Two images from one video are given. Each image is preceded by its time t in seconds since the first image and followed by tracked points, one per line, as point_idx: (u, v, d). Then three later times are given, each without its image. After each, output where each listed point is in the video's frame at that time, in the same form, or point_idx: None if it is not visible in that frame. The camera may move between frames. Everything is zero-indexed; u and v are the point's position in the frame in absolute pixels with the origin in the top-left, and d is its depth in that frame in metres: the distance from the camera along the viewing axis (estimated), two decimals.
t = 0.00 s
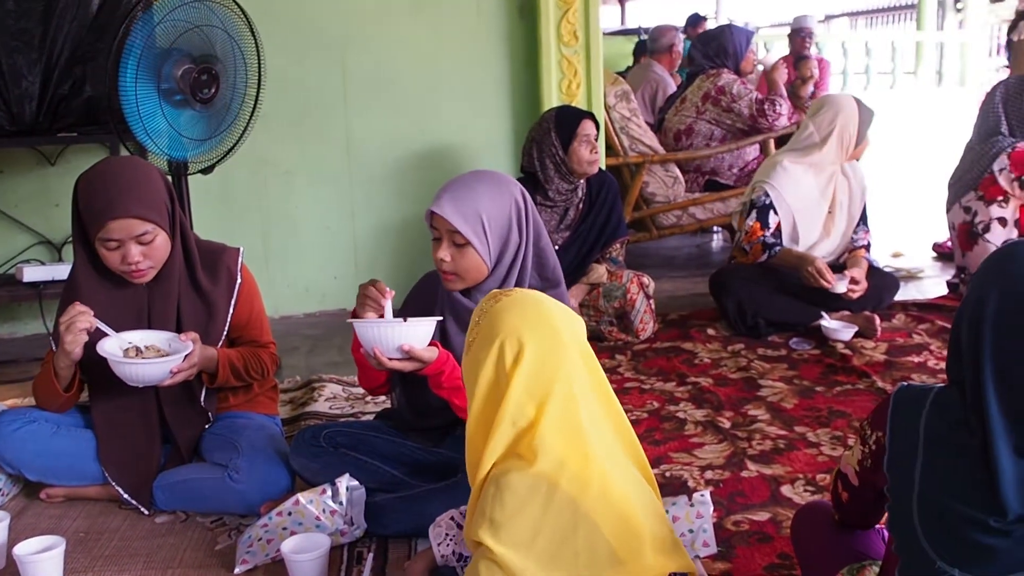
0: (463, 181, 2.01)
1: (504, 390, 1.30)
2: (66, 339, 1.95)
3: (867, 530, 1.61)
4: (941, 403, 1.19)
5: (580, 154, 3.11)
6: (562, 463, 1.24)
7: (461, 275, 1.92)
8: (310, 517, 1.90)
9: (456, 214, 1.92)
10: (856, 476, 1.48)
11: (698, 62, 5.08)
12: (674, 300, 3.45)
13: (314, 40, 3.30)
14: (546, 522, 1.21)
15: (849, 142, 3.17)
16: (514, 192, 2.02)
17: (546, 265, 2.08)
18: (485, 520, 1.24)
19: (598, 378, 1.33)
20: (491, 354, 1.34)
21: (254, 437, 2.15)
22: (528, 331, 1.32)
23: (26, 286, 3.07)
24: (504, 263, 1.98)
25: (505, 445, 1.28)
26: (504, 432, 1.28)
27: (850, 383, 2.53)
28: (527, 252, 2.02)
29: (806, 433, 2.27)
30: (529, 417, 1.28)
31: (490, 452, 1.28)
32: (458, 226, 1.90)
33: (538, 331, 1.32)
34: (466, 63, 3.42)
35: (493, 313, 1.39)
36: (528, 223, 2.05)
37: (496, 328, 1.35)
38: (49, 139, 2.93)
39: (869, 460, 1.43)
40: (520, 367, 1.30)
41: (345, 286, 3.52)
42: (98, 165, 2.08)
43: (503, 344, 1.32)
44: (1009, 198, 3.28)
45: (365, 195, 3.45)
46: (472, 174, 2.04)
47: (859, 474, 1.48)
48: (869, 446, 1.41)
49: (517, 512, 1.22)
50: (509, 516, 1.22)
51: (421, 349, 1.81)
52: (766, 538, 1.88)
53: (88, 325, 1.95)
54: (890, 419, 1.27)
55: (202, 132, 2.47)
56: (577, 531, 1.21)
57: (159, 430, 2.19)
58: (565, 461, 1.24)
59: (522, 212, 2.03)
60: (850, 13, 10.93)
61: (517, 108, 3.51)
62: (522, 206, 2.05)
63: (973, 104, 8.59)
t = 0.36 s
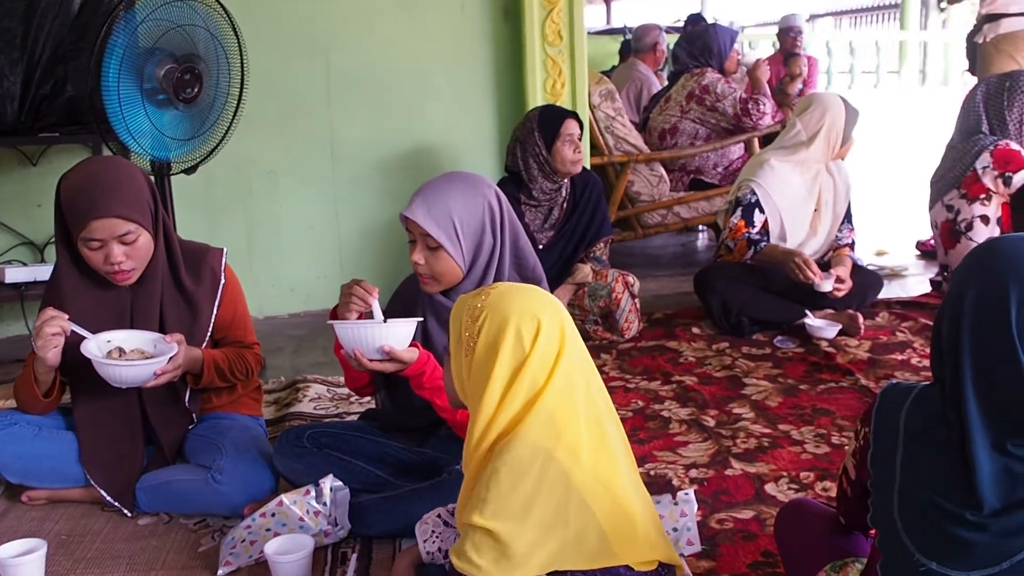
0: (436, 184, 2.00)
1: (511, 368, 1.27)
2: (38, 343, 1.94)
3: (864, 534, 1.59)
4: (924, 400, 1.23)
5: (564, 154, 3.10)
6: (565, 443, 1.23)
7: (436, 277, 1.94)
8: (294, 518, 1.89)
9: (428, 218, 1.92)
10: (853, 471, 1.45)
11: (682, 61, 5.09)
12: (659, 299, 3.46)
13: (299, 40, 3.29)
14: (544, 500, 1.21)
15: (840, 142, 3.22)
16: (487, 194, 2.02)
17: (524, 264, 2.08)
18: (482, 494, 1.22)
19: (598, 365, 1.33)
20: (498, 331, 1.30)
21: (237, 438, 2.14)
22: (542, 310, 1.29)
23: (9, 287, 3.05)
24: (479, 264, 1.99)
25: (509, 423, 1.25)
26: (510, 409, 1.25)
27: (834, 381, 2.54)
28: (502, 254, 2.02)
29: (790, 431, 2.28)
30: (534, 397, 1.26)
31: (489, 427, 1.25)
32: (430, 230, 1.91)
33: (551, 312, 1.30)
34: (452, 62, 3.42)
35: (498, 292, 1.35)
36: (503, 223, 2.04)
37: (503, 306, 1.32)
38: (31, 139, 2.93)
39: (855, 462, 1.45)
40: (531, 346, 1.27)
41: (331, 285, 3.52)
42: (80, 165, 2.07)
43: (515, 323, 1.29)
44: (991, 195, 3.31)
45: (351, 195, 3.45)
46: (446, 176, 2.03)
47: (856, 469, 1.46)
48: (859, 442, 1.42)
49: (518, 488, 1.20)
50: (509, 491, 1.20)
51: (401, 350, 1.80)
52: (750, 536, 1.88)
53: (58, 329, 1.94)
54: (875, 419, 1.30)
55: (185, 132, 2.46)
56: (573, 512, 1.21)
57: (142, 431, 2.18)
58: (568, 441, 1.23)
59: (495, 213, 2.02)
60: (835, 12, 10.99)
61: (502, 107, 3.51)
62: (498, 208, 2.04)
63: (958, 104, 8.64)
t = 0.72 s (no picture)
0: (419, 186, 2.00)
1: (477, 381, 1.34)
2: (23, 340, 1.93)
3: (845, 534, 1.61)
4: (906, 400, 1.29)
5: (548, 154, 3.09)
6: (530, 453, 1.31)
7: (420, 279, 1.93)
8: (277, 521, 1.90)
9: (411, 220, 1.92)
10: (838, 471, 1.46)
11: (666, 61, 5.10)
12: (644, 299, 3.46)
13: (284, 41, 3.29)
14: (511, 510, 1.28)
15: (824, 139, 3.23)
16: (470, 195, 2.01)
17: (508, 265, 2.08)
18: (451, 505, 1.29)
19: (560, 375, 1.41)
20: (465, 344, 1.37)
21: (220, 440, 2.14)
22: (506, 323, 1.37)
23: None
24: (463, 266, 1.98)
25: (476, 434, 1.33)
26: (478, 421, 1.32)
27: (817, 380, 2.55)
28: (487, 255, 2.02)
29: (773, 431, 2.29)
30: (500, 408, 1.33)
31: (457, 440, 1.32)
32: (414, 232, 1.91)
33: (516, 324, 1.37)
34: (437, 63, 3.42)
35: (462, 303, 1.42)
36: (486, 224, 2.04)
37: (469, 318, 1.38)
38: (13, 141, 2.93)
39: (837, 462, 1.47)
40: (496, 359, 1.34)
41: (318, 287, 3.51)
42: (62, 167, 2.06)
43: (482, 335, 1.35)
44: (972, 195, 3.32)
45: (337, 196, 3.45)
46: (428, 178, 2.03)
47: (841, 469, 1.46)
48: (844, 442, 1.43)
49: (486, 499, 1.28)
50: (476, 502, 1.27)
51: (386, 350, 1.80)
52: (732, 535, 1.89)
53: (45, 328, 1.93)
54: (858, 418, 1.37)
55: (168, 134, 2.45)
56: (539, 519, 1.29)
57: (125, 434, 2.17)
58: (533, 451, 1.31)
59: (479, 214, 2.02)
60: (819, 14, 11.04)
61: (487, 108, 3.52)
62: (481, 209, 2.04)
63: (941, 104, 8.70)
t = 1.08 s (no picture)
0: (413, 189, 1.99)
1: (447, 389, 1.35)
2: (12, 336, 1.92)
3: (826, 533, 1.62)
4: (889, 401, 1.31)
5: (534, 156, 3.09)
6: (505, 457, 1.31)
7: (411, 283, 1.93)
8: (261, 524, 1.90)
9: (405, 225, 1.91)
10: (822, 473, 1.47)
11: (651, 62, 5.12)
12: (630, 300, 3.47)
13: (268, 43, 3.28)
14: (489, 517, 1.28)
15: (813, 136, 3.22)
16: (464, 200, 2.01)
17: (498, 270, 2.06)
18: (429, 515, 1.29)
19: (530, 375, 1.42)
20: (431, 352, 1.38)
21: (204, 443, 2.14)
22: (471, 327, 1.38)
23: None
24: (454, 271, 1.98)
25: (449, 443, 1.33)
26: (450, 430, 1.33)
27: (801, 381, 2.56)
28: (478, 260, 2.02)
29: (757, 431, 2.30)
30: (472, 415, 1.34)
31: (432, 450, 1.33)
32: (408, 237, 1.90)
33: (480, 328, 1.38)
34: (422, 65, 3.42)
35: (426, 313, 1.43)
36: (479, 229, 2.04)
37: (434, 327, 1.40)
38: None
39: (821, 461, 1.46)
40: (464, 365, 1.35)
41: (304, 289, 3.51)
42: (44, 169, 2.04)
43: (447, 342, 1.37)
44: (956, 194, 3.34)
45: (322, 199, 3.44)
46: (421, 181, 2.02)
47: (824, 471, 1.47)
48: (826, 444, 1.43)
49: (464, 506, 1.28)
50: (455, 510, 1.27)
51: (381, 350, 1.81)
52: (717, 536, 1.89)
53: (37, 327, 1.92)
54: (841, 420, 1.38)
55: (151, 136, 2.44)
56: (519, 522, 1.29)
57: (108, 438, 2.16)
58: (507, 454, 1.32)
59: (472, 219, 2.02)
60: (804, 15, 11.10)
61: (473, 110, 3.52)
62: (473, 214, 2.04)
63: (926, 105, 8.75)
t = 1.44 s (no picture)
0: (403, 190, 1.97)
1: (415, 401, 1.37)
2: None
3: (811, 532, 1.62)
4: (871, 400, 1.31)
5: (530, 158, 3.09)
6: (478, 463, 1.33)
7: (402, 286, 1.92)
8: (246, 528, 1.88)
9: (398, 228, 1.90)
10: (798, 478, 1.49)
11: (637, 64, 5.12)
12: (616, 301, 3.47)
13: (253, 44, 3.27)
14: (468, 526, 1.31)
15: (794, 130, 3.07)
16: (453, 201, 2.01)
17: (482, 270, 2.05)
18: (409, 526, 1.32)
19: (498, 376, 1.42)
20: (394, 365, 1.40)
21: (188, 447, 2.13)
22: (431, 337, 1.39)
23: None
24: (445, 272, 1.98)
25: (422, 453, 1.36)
26: (419, 442, 1.36)
27: (787, 381, 2.56)
28: (468, 261, 2.01)
29: (743, 432, 2.30)
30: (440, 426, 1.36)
31: (407, 461, 1.36)
32: (402, 241, 1.89)
33: (442, 336, 1.39)
34: (408, 66, 3.42)
35: (389, 326, 1.45)
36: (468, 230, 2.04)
37: (398, 339, 1.41)
38: None
39: (805, 461, 1.46)
40: (429, 376, 1.37)
41: (291, 292, 3.50)
42: (30, 168, 2.03)
43: (410, 355, 1.39)
44: (943, 194, 3.36)
45: (309, 201, 3.43)
46: (411, 182, 2.00)
47: (801, 475, 1.49)
48: (807, 445, 1.44)
49: (441, 516, 1.30)
50: (433, 521, 1.30)
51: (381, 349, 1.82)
52: (703, 536, 1.89)
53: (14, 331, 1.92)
54: (823, 421, 1.38)
55: (134, 138, 2.43)
56: (497, 526, 1.31)
57: (91, 442, 2.15)
58: (479, 462, 1.34)
59: (461, 221, 2.02)
60: (790, 17, 11.14)
61: (458, 111, 3.52)
62: (462, 215, 2.04)
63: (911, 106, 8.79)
